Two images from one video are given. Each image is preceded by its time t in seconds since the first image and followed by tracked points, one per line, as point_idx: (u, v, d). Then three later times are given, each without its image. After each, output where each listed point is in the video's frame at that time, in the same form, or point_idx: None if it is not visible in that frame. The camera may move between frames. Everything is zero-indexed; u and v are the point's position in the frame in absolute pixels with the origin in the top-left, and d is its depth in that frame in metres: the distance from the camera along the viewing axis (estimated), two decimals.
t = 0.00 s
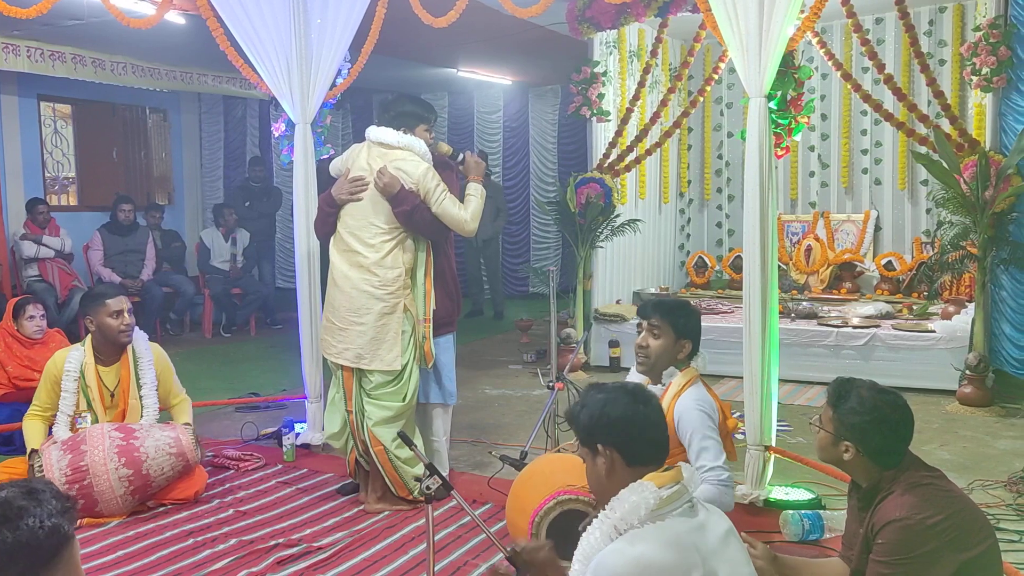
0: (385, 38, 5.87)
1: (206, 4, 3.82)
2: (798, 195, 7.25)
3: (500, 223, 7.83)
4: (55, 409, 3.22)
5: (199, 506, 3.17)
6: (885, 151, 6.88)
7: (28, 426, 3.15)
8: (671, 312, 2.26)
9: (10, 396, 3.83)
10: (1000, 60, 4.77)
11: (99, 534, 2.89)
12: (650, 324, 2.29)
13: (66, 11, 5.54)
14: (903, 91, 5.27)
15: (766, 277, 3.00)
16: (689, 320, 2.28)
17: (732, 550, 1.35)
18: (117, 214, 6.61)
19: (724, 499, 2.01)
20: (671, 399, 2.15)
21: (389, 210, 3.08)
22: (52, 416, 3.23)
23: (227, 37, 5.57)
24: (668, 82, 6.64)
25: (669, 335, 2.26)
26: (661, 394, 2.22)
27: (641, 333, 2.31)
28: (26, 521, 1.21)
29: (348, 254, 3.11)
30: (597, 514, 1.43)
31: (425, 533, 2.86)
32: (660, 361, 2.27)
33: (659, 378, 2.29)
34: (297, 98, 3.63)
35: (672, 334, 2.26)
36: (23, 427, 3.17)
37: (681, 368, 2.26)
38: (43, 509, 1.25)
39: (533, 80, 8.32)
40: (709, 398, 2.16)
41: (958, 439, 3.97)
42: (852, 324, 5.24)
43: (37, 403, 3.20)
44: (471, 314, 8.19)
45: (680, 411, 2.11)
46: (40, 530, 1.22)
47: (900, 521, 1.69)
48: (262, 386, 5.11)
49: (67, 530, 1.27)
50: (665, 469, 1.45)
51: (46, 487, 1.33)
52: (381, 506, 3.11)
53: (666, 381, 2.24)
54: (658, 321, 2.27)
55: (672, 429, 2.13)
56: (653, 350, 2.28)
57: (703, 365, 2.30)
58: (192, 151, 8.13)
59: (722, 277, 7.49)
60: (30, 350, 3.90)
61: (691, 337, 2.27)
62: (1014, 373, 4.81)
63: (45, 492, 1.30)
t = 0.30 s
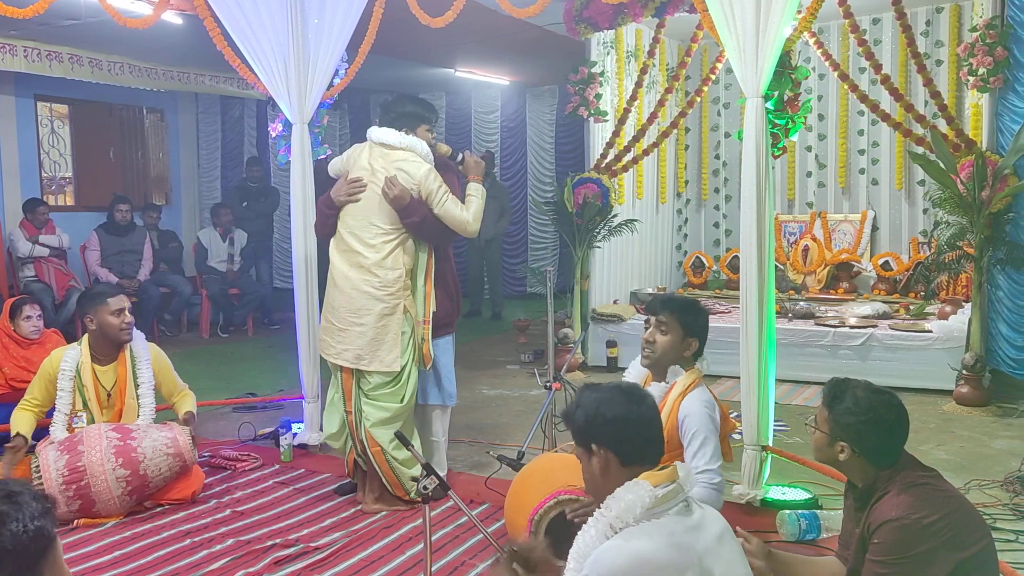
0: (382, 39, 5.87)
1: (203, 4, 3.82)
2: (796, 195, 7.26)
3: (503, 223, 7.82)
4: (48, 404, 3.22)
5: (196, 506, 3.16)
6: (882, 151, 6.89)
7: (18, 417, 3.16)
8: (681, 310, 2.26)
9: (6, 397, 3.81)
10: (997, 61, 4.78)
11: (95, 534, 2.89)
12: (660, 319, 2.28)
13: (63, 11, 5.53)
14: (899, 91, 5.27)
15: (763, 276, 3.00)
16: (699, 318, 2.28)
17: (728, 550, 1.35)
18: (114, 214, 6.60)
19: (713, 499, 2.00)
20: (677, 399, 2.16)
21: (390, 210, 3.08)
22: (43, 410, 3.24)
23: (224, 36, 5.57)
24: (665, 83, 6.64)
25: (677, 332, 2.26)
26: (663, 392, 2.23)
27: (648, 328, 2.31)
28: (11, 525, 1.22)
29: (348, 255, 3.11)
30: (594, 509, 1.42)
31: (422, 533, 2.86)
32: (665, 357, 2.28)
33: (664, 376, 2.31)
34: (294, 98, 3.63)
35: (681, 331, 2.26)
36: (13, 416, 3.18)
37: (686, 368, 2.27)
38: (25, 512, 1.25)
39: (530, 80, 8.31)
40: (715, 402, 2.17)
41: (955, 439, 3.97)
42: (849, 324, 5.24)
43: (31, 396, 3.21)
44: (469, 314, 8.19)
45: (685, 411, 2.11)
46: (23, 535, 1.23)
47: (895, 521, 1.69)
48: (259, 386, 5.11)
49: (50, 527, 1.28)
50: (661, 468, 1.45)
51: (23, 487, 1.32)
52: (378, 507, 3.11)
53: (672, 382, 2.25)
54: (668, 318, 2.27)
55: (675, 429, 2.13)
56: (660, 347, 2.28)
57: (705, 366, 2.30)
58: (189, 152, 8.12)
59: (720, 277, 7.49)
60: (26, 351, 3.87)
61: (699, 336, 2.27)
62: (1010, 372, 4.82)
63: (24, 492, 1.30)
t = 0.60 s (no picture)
0: (380, 39, 5.87)
1: (200, 4, 3.82)
2: (793, 195, 7.26)
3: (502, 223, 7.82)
4: (50, 409, 3.21)
5: (194, 507, 3.16)
6: (879, 151, 6.90)
7: (21, 426, 3.15)
8: (666, 320, 2.25)
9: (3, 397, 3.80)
10: (994, 61, 4.78)
11: (93, 534, 2.89)
12: (647, 334, 2.28)
13: (61, 11, 5.53)
14: (897, 91, 5.27)
15: (761, 276, 3.00)
16: (684, 321, 2.27)
17: (724, 549, 1.35)
18: (112, 214, 6.59)
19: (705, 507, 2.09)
20: (671, 407, 2.15)
21: (391, 210, 3.07)
22: (45, 416, 3.23)
23: (222, 36, 5.57)
24: (663, 83, 6.64)
25: (667, 342, 2.27)
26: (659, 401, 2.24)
27: (638, 344, 2.31)
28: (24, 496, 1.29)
29: (349, 255, 3.10)
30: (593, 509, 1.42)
31: (419, 533, 2.86)
32: (660, 369, 2.28)
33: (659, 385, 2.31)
34: (292, 98, 3.63)
35: (670, 339, 2.26)
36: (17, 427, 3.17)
37: (681, 374, 2.27)
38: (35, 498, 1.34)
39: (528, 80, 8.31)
40: (709, 403, 2.17)
41: (952, 439, 3.98)
42: (847, 324, 5.24)
43: (31, 404, 3.19)
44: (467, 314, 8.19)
45: (678, 418, 2.10)
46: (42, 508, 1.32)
47: (893, 521, 1.69)
48: (257, 387, 5.10)
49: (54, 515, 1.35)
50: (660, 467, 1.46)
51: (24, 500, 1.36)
52: (376, 507, 3.10)
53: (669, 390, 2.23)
54: (655, 330, 2.26)
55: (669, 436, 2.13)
56: (653, 360, 2.28)
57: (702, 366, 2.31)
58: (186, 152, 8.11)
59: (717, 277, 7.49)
60: (24, 350, 3.87)
61: (689, 341, 2.27)
62: (1006, 372, 4.82)
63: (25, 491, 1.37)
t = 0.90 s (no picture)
0: (379, 39, 5.87)
1: (199, 4, 3.81)
2: (792, 195, 7.27)
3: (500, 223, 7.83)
4: (45, 410, 3.23)
5: (192, 506, 3.16)
6: (878, 152, 6.91)
7: (15, 426, 3.15)
8: (672, 313, 2.26)
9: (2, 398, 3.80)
10: (993, 61, 4.78)
11: (92, 534, 2.89)
12: (651, 325, 2.28)
13: (60, 11, 5.52)
14: (895, 91, 5.28)
15: (760, 276, 3.00)
16: (689, 318, 2.28)
17: (724, 547, 1.36)
18: (110, 214, 6.58)
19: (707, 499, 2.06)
20: (669, 399, 2.16)
21: (389, 210, 3.07)
22: (41, 416, 3.24)
23: (220, 36, 5.57)
24: (662, 83, 6.65)
25: (670, 335, 2.26)
26: (658, 394, 2.24)
27: (641, 335, 2.31)
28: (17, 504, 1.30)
29: (347, 256, 3.11)
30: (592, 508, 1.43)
31: (418, 533, 2.86)
32: (661, 361, 2.27)
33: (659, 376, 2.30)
34: (292, 98, 3.63)
35: (673, 333, 2.26)
36: (11, 427, 3.18)
37: (681, 369, 2.27)
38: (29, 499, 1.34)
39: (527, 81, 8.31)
40: (708, 398, 2.17)
41: (951, 439, 3.98)
42: (845, 324, 5.24)
43: (26, 404, 3.21)
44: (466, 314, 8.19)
45: (677, 410, 2.11)
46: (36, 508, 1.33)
47: (891, 521, 1.69)
48: (256, 387, 5.10)
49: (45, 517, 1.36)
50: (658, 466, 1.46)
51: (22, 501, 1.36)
52: (374, 507, 3.10)
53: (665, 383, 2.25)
54: (660, 322, 2.27)
55: (668, 427, 2.13)
56: (654, 352, 2.28)
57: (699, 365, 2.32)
58: (185, 152, 8.11)
59: (716, 277, 7.50)
60: (22, 350, 3.86)
61: (690, 337, 2.27)
62: (1004, 372, 4.83)
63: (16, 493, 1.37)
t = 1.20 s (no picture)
0: (378, 39, 5.87)
1: (198, 5, 3.81)
2: (791, 195, 7.28)
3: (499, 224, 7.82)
4: (45, 410, 3.23)
5: (192, 506, 3.16)
6: (877, 152, 6.92)
7: (16, 428, 3.16)
8: (659, 320, 2.26)
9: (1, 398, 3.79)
10: (992, 62, 4.78)
11: (91, 534, 2.89)
12: (638, 337, 2.27)
13: (59, 11, 5.52)
14: (893, 91, 5.28)
15: (759, 276, 3.00)
16: (676, 322, 2.28)
17: (722, 547, 1.36)
18: (109, 214, 6.58)
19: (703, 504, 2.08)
20: (664, 406, 2.16)
21: (384, 210, 3.06)
22: (41, 417, 3.24)
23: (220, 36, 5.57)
24: (661, 83, 6.65)
25: (658, 344, 2.26)
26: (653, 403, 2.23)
27: (629, 346, 2.30)
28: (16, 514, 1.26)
29: (341, 255, 3.10)
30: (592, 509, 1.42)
31: (418, 533, 2.86)
32: (653, 369, 2.27)
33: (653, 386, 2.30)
34: (291, 98, 3.62)
35: (661, 342, 2.26)
36: (11, 428, 3.18)
37: (675, 374, 2.27)
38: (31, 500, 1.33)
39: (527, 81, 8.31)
40: (704, 404, 2.18)
41: (950, 438, 3.98)
42: (845, 324, 5.24)
43: (25, 404, 3.21)
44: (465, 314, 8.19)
45: (672, 417, 2.12)
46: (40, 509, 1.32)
47: (890, 521, 1.70)
48: (255, 387, 5.10)
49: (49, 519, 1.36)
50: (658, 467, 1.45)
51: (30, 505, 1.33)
52: (374, 508, 3.10)
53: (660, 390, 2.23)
54: (646, 334, 2.26)
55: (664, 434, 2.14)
56: (644, 362, 2.28)
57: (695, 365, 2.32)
58: (184, 152, 8.10)
59: (715, 277, 7.50)
60: (21, 350, 3.85)
61: (678, 341, 2.27)
62: (1004, 372, 4.84)
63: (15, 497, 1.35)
